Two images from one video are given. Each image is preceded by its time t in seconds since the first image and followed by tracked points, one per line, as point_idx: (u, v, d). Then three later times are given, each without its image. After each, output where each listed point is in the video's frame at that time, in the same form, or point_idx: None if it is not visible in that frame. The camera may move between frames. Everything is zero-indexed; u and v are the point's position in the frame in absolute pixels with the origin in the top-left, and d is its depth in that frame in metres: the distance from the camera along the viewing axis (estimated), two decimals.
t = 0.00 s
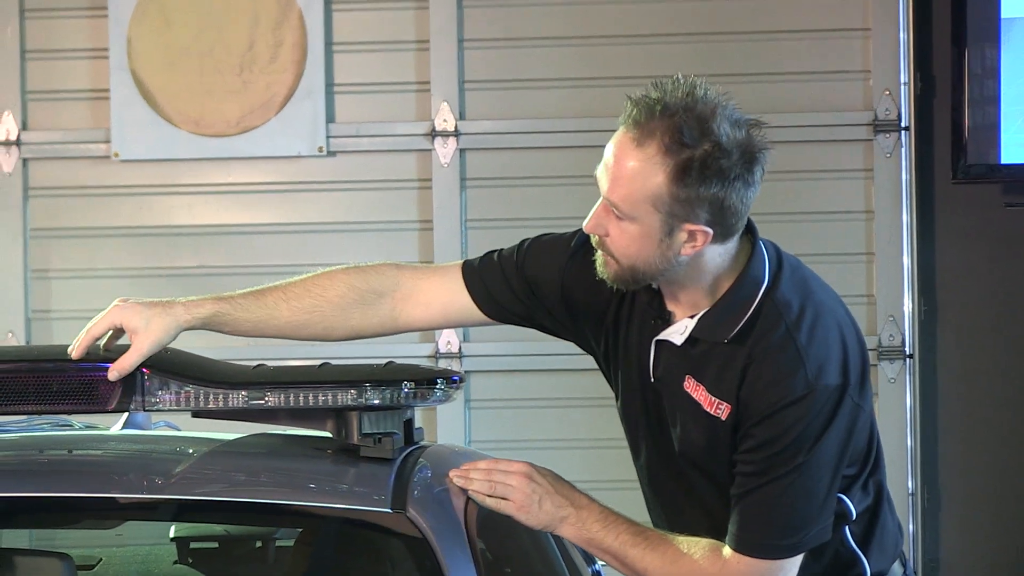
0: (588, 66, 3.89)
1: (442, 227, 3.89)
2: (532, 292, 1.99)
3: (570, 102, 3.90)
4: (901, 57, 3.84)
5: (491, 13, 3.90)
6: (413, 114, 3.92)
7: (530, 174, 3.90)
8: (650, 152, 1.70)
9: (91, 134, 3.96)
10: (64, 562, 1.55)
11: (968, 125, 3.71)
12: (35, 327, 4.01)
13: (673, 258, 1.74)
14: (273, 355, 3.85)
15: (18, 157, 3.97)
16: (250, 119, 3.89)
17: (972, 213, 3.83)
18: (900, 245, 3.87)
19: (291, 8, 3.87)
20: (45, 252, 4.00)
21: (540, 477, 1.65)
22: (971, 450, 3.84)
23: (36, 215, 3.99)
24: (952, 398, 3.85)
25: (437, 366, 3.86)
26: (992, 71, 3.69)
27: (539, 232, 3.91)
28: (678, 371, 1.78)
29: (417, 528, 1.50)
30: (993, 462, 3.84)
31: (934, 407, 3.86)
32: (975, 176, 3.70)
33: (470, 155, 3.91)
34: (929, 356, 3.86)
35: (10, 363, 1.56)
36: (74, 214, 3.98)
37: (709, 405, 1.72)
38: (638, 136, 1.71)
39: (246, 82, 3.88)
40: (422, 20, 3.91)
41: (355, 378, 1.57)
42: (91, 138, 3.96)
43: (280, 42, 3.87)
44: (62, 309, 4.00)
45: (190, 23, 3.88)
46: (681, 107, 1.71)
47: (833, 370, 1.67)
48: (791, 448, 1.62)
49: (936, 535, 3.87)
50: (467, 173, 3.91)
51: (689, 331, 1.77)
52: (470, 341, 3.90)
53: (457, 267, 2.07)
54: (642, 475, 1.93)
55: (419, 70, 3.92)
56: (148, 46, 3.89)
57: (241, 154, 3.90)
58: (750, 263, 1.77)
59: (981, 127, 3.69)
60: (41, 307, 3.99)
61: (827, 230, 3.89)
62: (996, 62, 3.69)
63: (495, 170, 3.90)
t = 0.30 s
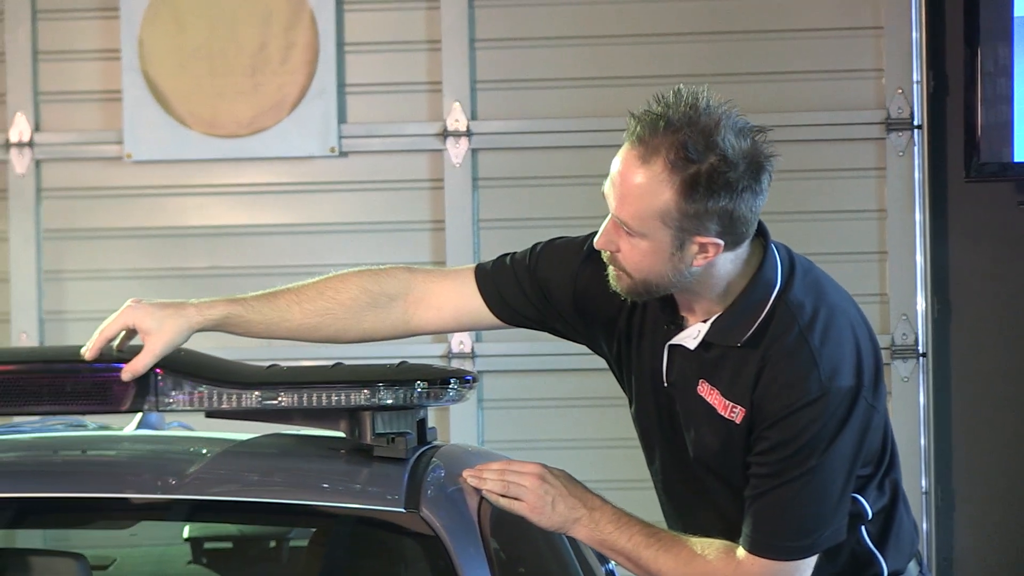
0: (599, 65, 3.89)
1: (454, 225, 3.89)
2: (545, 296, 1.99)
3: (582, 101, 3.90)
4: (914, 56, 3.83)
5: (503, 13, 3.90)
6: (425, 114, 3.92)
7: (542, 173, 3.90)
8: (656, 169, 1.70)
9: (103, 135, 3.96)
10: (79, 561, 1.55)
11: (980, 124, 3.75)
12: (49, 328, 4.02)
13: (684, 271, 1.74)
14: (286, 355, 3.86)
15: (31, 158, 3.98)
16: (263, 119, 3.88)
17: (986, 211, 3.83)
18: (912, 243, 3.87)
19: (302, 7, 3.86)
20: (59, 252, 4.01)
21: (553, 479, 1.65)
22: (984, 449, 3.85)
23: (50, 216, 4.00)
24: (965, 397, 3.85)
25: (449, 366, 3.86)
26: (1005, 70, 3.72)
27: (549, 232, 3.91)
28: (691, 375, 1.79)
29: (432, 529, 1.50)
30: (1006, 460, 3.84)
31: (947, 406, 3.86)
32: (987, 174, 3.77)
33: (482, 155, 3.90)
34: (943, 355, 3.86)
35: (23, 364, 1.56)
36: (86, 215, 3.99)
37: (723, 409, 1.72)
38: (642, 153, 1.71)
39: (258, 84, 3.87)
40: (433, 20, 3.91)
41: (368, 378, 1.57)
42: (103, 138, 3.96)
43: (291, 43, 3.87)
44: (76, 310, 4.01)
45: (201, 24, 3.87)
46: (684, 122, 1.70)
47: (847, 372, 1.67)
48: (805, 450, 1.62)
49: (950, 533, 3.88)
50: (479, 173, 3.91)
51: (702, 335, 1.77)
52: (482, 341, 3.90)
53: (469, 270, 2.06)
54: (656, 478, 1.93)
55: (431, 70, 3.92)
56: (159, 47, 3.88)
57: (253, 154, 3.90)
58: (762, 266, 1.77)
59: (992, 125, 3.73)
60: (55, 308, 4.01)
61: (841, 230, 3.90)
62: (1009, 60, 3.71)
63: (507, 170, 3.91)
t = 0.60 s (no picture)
0: (622, 68, 3.89)
1: (478, 227, 3.88)
2: (568, 300, 2.00)
3: (605, 103, 3.90)
4: (938, 57, 3.82)
5: (526, 16, 3.90)
6: (449, 116, 3.92)
7: (566, 175, 3.89)
8: (668, 176, 1.69)
9: (128, 137, 3.97)
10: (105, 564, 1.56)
11: (1006, 127, 3.82)
12: (74, 330, 4.03)
13: (705, 276, 1.72)
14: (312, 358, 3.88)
15: (56, 160, 3.99)
16: (287, 121, 3.88)
17: (1011, 213, 3.83)
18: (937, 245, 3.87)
19: (326, 10, 3.87)
20: (84, 255, 4.01)
21: (578, 482, 1.64)
22: (1010, 451, 3.84)
23: (74, 218, 4.01)
24: (991, 399, 3.85)
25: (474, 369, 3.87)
26: None
27: (573, 235, 3.90)
28: (714, 381, 1.78)
29: (457, 532, 1.50)
30: None
31: (973, 409, 3.86)
32: (1014, 177, 3.82)
33: (506, 157, 3.90)
34: (968, 357, 3.86)
35: (51, 366, 1.57)
36: (107, 217, 4.00)
37: (746, 415, 1.72)
38: (653, 162, 1.71)
39: (282, 85, 3.86)
40: (456, 23, 3.92)
41: (392, 380, 1.57)
42: (127, 141, 3.97)
43: (315, 45, 3.87)
44: (102, 312, 4.02)
45: (225, 25, 3.87)
46: (693, 128, 1.70)
47: (870, 379, 1.67)
48: (828, 458, 1.62)
49: (975, 535, 3.87)
50: (502, 176, 3.91)
51: (724, 341, 1.76)
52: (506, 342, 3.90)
53: (494, 275, 2.07)
54: (681, 483, 1.94)
55: (454, 72, 3.93)
56: (184, 49, 3.89)
57: (276, 156, 3.91)
58: (784, 272, 1.76)
59: (1019, 130, 3.82)
60: (80, 310, 4.02)
61: (867, 233, 3.86)
62: None
63: (531, 172, 3.90)
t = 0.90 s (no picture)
0: (652, 76, 3.92)
1: (509, 235, 3.89)
2: (599, 301, 2.00)
3: (636, 110, 3.92)
4: (969, 66, 3.85)
5: (557, 23, 3.92)
6: (479, 122, 3.93)
7: (597, 182, 3.91)
8: (690, 175, 1.68)
9: (159, 143, 3.97)
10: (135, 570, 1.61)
11: None
12: (104, 336, 4.03)
13: (728, 277, 1.72)
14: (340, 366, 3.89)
15: (87, 166, 4.00)
16: (318, 127, 3.90)
17: None
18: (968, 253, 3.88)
19: (357, 16, 3.88)
20: (114, 261, 4.02)
21: (606, 489, 1.64)
22: None
23: (104, 223, 4.02)
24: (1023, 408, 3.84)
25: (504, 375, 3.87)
26: None
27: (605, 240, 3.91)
28: (742, 386, 1.78)
29: (486, 537, 1.50)
30: None
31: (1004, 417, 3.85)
32: None
33: (537, 163, 3.91)
34: (999, 364, 3.84)
35: (85, 370, 1.57)
36: (135, 222, 4.01)
37: (773, 420, 1.72)
38: (677, 160, 1.69)
39: (314, 93, 3.88)
40: (487, 30, 3.93)
41: (423, 386, 1.57)
42: (159, 147, 3.97)
43: (346, 52, 3.88)
44: (132, 317, 4.03)
45: (255, 32, 3.89)
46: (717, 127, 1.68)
47: (896, 383, 1.65)
48: (855, 462, 1.60)
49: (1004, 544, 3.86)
50: (533, 182, 3.91)
51: (752, 346, 1.76)
52: (535, 349, 3.91)
53: (526, 274, 2.07)
54: (709, 489, 1.94)
55: (486, 79, 3.94)
56: (216, 55, 3.90)
57: (304, 161, 3.92)
58: (810, 277, 1.75)
59: None
60: (111, 316, 4.02)
61: (899, 241, 3.89)
62: None
63: (563, 178, 3.91)
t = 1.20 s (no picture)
0: (678, 79, 3.94)
1: (534, 237, 3.91)
2: (623, 300, 2.00)
3: (661, 114, 3.93)
4: (993, 69, 3.87)
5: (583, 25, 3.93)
6: (504, 125, 3.95)
7: (622, 185, 3.92)
8: (721, 159, 1.70)
9: (183, 144, 3.99)
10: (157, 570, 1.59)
11: None
12: (128, 338, 4.06)
13: (751, 268, 1.73)
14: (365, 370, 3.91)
15: (111, 168, 4.01)
16: (342, 129, 3.91)
17: None
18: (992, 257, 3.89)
19: (382, 20, 3.90)
20: (138, 263, 4.04)
21: (630, 492, 1.64)
22: None
23: (127, 225, 4.03)
24: None
25: (527, 377, 3.87)
26: None
27: (625, 242, 3.92)
28: (765, 386, 1.78)
29: (510, 539, 1.49)
30: None
31: None
32: None
33: (561, 167, 3.93)
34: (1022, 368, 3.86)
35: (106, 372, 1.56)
36: (157, 224, 4.03)
37: (796, 419, 1.72)
38: (708, 145, 1.71)
39: (338, 95, 3.90)
40: (513, 32, 3.93)
41: (447, 389, 1.56)
42: (183, 148, 3.99)
43: (371, 54, 3.91)
44: (155, 318, 4.05)
45: (280, 34, 3.91)
46: (749, 114, 1.71)
47: (919, 380, 1.65)
48: (879, 460, 1.60)
49: None
50: (557, 185, 3.93)
51: (774, 344, 1.77)
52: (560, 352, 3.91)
53: (551, 276, 2.07)
54: (731, 489, 1.93)
55: (510, 81, 3.95)
56: (241, 57, 3.92)
57: (328, 163, 3.93)
58: (834, 274, 1.76)
59: None
60: (134, 317, 4.05)
61: (924, 245, 3.91)
62: None
63: (588, 181, 3.93)
